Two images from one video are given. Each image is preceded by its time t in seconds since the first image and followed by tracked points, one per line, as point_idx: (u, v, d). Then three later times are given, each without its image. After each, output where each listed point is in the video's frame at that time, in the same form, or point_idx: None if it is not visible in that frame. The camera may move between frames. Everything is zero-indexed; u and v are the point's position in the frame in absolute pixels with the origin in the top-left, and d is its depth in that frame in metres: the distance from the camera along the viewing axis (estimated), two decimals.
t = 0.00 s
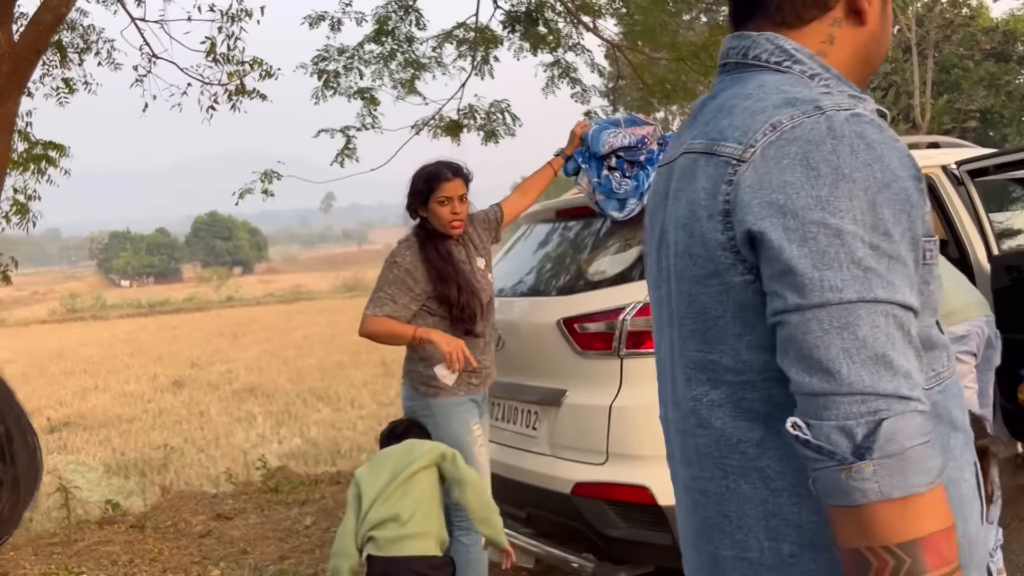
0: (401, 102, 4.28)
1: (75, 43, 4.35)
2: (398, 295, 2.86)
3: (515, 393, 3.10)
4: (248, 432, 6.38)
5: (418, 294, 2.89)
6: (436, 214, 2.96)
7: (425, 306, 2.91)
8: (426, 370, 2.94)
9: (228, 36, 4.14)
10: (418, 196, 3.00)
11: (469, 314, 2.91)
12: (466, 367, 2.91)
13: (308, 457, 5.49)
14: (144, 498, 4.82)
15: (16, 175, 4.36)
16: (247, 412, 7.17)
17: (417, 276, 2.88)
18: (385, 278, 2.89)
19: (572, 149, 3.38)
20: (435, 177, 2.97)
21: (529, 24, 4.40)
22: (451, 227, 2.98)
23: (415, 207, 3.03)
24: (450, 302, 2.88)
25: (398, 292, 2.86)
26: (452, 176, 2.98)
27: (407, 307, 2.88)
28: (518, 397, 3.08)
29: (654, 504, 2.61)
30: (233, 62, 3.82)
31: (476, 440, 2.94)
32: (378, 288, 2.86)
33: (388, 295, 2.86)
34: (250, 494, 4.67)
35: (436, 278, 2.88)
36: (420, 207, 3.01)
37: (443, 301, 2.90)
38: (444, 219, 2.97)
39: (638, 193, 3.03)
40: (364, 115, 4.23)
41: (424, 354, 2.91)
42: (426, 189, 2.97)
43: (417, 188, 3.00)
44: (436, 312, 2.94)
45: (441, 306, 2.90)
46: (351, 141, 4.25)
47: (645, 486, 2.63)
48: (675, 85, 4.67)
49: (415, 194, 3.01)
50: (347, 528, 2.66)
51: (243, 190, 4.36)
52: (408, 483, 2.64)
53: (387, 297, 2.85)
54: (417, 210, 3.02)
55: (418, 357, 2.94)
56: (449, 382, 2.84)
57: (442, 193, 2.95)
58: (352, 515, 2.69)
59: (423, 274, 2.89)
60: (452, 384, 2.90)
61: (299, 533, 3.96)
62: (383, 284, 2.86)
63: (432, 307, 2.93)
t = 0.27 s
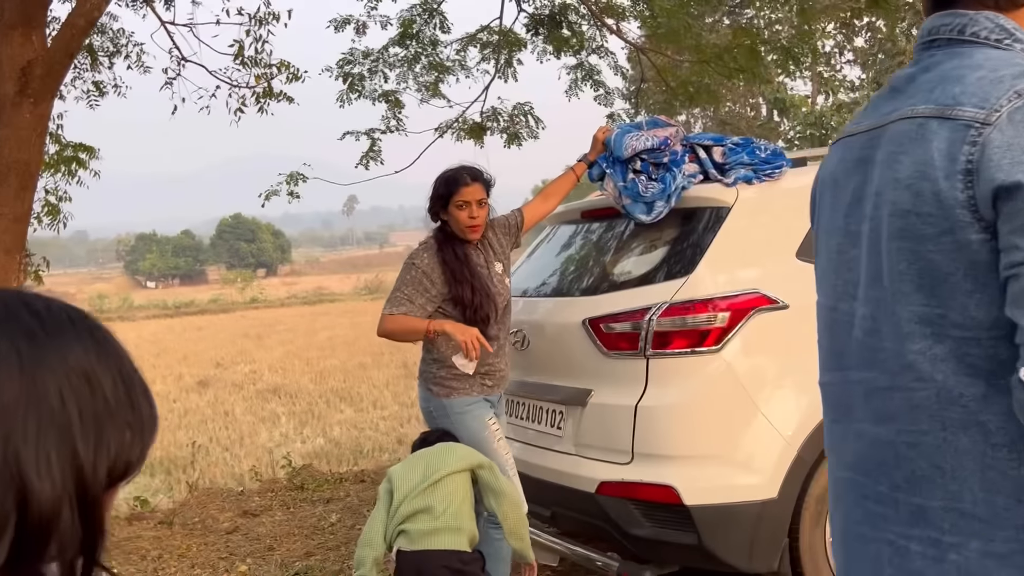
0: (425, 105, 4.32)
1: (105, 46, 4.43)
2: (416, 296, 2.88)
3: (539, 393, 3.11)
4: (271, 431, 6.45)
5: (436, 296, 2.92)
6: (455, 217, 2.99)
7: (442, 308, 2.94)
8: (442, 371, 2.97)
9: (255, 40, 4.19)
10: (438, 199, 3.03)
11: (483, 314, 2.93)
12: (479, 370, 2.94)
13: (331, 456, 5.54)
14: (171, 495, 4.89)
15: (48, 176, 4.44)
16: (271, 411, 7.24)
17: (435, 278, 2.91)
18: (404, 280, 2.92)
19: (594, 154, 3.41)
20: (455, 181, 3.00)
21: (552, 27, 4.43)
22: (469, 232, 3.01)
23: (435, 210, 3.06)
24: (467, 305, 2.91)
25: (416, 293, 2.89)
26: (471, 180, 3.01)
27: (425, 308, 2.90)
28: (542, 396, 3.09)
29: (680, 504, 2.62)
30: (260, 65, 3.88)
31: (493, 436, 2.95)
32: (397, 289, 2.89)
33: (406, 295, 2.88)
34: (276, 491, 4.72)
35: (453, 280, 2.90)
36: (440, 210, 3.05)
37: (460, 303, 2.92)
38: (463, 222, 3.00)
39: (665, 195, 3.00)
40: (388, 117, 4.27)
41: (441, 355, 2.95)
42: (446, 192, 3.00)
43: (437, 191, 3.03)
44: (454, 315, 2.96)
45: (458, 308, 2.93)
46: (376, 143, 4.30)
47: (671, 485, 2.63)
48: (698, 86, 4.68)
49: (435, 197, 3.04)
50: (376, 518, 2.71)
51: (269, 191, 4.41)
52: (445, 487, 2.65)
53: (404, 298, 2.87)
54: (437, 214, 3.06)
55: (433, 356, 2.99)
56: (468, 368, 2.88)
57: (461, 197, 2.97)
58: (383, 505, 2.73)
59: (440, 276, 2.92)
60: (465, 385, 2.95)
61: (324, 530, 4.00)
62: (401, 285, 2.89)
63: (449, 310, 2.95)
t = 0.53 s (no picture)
0: (445, 105, 4.33)
1: (131, 48, 4.49)
2: (431, 292, 2.88)
3: (559, 391, 3.10)
4: (292, 430, 6.49)
5: (451, 292, 2.92)
6: (471, 214, 2.99)
7: (457, 305, 2.95)
8: (457, 368, 2.98)
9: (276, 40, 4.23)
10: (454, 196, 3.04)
11: (498, 309, 2.92)
12: (495, 367, 2.95)
13: (351, 455, 5.57)
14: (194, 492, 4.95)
15: (74, 176, 4.50)
16: (292, 411, 7.30)
17: (450, 274, 2.91)
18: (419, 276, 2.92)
19: (612, 151, 3.40)
20: (472, 177, 3.00)
21: (573, 26, 4.43)
22: (485, 229, 3.01)
23: (451, 207, 3.07)
24: (482, 302, 2.90)
25: (431, 289, 2.89)
26: (488, 177, 3.00)
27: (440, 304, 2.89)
28: (563, 394, 3.08)
29: (702, 503, 2.59)
30: (283, 65, 3.91)
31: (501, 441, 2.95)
32: (412, 285, 2.89)
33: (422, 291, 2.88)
34: (297, 489, 4.75)
35: (468, 277, 2.90)
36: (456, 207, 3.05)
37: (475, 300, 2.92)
38: (479, 219, 3.00)
39: (681, 194, 2.99)
40: (409, 117, 4.29)
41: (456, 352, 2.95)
42: (463, 189, 3.00)
43: (454, 188, 3.04)
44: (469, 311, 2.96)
45: (473, 305, 2.92)
46: (397, 143, 4.32)
47: (693, 484, 2.61)
48: (720, 85, 4.66)
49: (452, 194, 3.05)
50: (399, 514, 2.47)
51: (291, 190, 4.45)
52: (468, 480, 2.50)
53: (420, 294, 2.87)
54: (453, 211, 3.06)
55: (449, 354, 3.00)
56: (488, 358, 2.83)
57: (478, 194, 2.97)
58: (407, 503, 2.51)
59: (456, 273, 2.92)
60: (480, 385, 2.96)
61: (344, 527, 4.02)
62: (417, 282, 2.89)
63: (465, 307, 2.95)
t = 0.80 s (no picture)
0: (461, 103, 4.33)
1: (149, 47, 4.52)
2: (443, 292, 2.88)
3: (574, 391, 3.10)
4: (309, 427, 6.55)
5: (463, 292, 2.92)
6: (483, 213, 2.99)
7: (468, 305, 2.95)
8: (468, 368, 2.98)
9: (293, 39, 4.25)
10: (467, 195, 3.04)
11: (509, 309, 2.92)
12: (505, 368, 2.94)
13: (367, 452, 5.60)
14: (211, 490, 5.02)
15: (93, 175, 4.55)
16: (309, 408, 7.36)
17: (461, 274, 2.91)
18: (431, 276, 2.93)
19: (627, 150, 3.38)
20: (484, 176, 3.00)
21: (589, 24, 4.42)
22: (498, 228, 3.01)
23: (464, 206, 3.07)
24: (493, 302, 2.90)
25: (442, 289, 2.90)
26: (501, 176, 3.00)
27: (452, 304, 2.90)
28: (578, 394, 3.08)
29: (717, 505, 2.58)
30: (299, 65, 3.93)
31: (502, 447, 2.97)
32: (424, 285, 2.90)
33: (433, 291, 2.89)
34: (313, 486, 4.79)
35: (479, 276, 2.90)
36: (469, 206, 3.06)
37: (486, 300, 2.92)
38: (491, 219, 3.00)
39: (698, 194, 2.98)
40: (425, 116, 4.29)
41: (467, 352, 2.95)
42: (475, 188, 3.01)
43: (467, 187, 3.04)
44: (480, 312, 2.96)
45: (484, 304, 2.92)
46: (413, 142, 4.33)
47: (708, 486, 2.60)
48: (737, 83, 4.62)
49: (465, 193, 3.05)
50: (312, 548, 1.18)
51: (308, 189, 4.47)
52: (489, 491, 1.56)
53: (431, 294, 2.88)
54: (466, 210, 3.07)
55: (460, 354, 3.01)
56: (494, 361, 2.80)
57: (490, 193, 2.97)
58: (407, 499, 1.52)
59: (467, 272, 2.92)
60: (489, 387, 2.96)
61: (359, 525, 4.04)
62: (428, 282, 2.90)
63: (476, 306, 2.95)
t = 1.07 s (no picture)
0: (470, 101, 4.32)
1: (159, 46, 4.54)
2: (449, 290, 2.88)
3: (583, 389, 3.08)
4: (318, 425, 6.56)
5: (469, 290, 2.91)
6: (491, 211, 2.98)
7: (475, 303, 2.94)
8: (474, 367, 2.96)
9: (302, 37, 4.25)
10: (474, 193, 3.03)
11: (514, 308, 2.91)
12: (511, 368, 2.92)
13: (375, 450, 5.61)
14: (221, 488, 5.05)
15: (103, 173, 4.57)
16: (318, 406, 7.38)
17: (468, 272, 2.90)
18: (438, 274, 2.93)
19: (633, 146, 3.36)
20: (492, 174, 3.00)
21: (598, 21, 4.40)
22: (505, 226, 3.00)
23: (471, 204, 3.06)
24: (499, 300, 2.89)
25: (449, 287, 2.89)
26: (509, 174, 3.00)
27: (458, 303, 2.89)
28: (586, 392, 3.07)
29: (727, 503, 2.56)
30: (307, 63, 3.93)
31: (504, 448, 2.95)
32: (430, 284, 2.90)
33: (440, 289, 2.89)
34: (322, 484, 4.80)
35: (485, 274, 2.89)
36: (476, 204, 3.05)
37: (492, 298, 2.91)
38: (499, 217, 2.99)
39: (706, 190, 2.95)
40: (434, 113, 4.29)
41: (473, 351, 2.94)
42: (483, 185, 3.00)
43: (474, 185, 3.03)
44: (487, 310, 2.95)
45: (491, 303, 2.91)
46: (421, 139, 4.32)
47: (718, 485, 2.58)
48: (747, 79, 4.58)
49: (473, 191, 3.04)
50: None
51: (317, 187, 4.47)
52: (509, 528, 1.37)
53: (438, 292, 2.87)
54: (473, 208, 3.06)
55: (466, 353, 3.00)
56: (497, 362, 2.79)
57: (498, 190, 2.97)
58: None
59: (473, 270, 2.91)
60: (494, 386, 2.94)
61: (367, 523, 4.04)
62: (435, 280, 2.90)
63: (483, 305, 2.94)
